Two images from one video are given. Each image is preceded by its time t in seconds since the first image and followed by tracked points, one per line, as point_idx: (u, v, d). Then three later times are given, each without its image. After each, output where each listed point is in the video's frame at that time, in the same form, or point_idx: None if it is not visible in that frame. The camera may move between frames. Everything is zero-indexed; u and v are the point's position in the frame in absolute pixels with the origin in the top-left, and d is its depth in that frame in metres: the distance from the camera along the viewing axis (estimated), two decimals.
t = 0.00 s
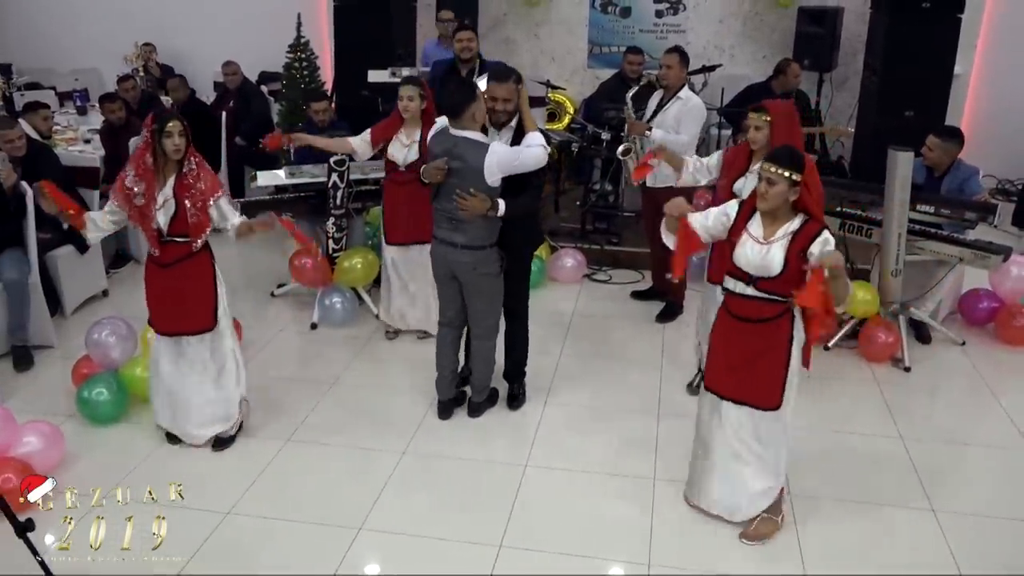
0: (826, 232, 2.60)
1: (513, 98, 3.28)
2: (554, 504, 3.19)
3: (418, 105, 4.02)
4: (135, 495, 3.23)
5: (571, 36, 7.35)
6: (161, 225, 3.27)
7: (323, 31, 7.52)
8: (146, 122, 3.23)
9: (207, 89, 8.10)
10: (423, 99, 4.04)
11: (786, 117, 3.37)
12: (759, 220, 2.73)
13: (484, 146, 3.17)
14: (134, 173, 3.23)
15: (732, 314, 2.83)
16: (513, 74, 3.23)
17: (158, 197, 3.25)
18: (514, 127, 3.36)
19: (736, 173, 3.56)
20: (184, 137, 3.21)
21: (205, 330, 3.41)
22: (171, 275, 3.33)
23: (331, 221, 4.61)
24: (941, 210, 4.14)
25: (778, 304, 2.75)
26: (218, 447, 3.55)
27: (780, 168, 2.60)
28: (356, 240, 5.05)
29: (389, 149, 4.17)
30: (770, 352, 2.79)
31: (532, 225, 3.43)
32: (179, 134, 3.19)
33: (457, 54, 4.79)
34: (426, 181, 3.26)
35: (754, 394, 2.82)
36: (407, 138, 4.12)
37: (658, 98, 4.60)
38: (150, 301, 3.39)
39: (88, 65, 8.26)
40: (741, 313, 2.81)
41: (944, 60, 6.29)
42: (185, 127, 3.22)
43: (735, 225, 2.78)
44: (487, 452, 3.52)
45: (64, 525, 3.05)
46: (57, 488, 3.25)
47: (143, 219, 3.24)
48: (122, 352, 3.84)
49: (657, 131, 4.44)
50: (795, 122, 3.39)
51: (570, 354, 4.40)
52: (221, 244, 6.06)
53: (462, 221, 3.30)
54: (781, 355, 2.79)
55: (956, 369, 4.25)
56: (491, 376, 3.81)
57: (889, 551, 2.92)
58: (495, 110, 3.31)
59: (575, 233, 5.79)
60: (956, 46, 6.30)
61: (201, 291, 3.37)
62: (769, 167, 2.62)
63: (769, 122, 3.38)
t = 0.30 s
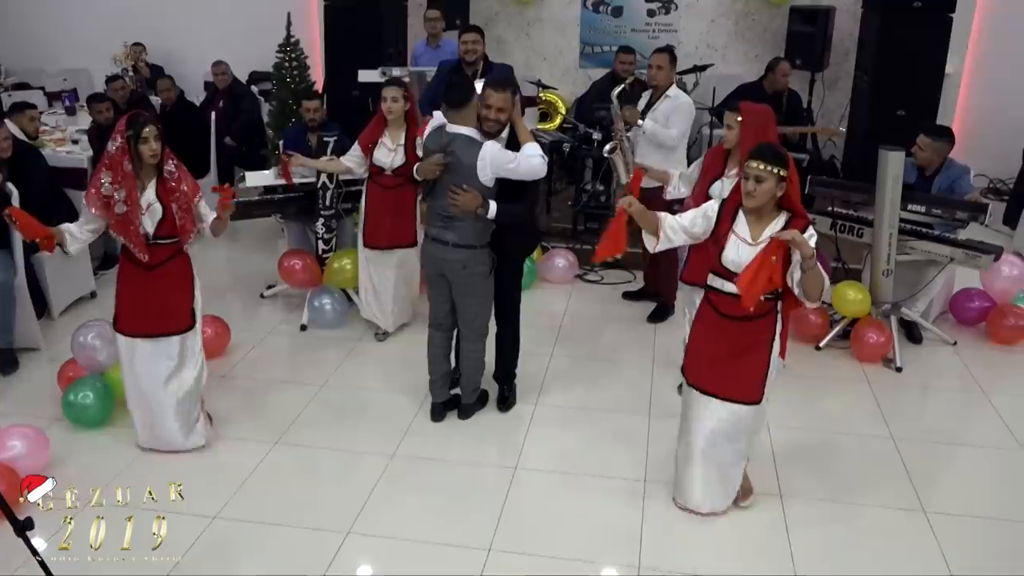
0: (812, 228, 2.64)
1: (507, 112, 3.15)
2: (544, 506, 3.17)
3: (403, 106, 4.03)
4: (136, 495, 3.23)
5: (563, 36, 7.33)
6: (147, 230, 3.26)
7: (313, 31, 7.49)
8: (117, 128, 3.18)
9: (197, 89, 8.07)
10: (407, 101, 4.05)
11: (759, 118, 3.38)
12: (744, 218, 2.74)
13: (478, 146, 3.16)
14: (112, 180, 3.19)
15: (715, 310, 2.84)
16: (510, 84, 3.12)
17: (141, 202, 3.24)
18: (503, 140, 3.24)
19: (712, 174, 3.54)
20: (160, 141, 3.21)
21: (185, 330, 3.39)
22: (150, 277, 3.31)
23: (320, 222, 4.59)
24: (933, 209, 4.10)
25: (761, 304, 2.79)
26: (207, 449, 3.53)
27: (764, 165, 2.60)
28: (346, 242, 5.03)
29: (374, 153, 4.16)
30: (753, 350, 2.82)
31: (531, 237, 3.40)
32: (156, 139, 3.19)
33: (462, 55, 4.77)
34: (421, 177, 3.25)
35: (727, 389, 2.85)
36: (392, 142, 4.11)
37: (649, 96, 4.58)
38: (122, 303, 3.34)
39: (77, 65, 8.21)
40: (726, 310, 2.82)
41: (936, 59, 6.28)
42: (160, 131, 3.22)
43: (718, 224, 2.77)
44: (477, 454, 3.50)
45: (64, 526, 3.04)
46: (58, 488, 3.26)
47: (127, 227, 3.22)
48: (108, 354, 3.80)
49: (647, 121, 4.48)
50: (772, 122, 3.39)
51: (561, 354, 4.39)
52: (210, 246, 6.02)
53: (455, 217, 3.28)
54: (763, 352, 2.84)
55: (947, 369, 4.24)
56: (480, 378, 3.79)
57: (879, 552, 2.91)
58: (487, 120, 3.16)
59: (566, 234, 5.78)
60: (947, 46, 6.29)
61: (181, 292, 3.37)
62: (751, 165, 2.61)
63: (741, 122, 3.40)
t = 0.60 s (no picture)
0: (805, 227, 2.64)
1: (482, 114, 3.10)
2: (528, 510, 3.13)
3: (390, 104, 4.00)
4: (136, 495, 3.21)
5: (549, 36, 7.30)
6: (127, 230, 3.21)
7: (297, 31, 7.43)
8: (91, 127, 3.12)
9: (180, 89, 7.99)
10: (394, 98, 4.02)
11: (750, 113, 3.28)
12: (737, 222, 2.68)
13: (464, 143, 3.10)
14: (89, 179, 3.13)
15: (716, 316, 2.77)
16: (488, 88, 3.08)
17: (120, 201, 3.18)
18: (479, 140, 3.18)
19: (703, 168, 3.52)
20: (136, 139, 3.16)
21: (171, 323, 3.44)
22: (137, 278, 3.29)
23: (302, 224, 4.54)
24: (918, 209, 4.09)
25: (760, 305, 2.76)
26: (187, 454, 3.47)
27: (761, 167, 2.58)
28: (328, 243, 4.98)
29: (363, 154, 4.10)
30: (758, 349, 2.81)
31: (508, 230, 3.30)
32: (131, 137, 3.13)
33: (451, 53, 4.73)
34: (406, 174, 3.16)
35: (733, 392, 2.83)
36: (381, 143, 4.07)
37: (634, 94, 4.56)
38: (107, 302, 3.30)
39: (59, 65, 8.13)
40: (728, 316, 2.76)
41: (921, 57, 6.28)
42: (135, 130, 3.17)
43: (713, 231, 2.67)
44: (460, 458, 3.46)
45: (65, 525, 3.03)
46: (58, 487, 3.25)
47: (106, 227, 3.16)
48: (85, 358, 3.74)
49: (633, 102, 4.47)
50: (761, 116, 3.30)
51: (546, 356, 4.35)
52: (192, 248, 5.97)
53: (437, 220, 3.24)
54: (767, 348, 2.84)
55: (932, 368, 4.23)
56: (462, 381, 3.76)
57: (863, 554, 2.89)
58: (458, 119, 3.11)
59: (552, 234, 5.75)
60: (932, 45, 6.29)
61: (167, 289, 3.39)
62: (750, 168, 2.58)
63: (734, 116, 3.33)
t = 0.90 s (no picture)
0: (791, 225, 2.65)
1: (440, 115, 3.07)
2: (506, 517, 3.09)
3: (374, 108, 3.93)
4: (136, 495, 3.20)
5: (530, 35, 7.25)
6: (101, 231, 3.14)
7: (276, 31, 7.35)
8: (55, 130, 3.04)
9: (156, 90, 7.89)
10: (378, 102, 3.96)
11: (736, 115, 3.29)
12: (724, 226, 2.63)
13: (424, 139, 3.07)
14: (58, 184, 3.04)
15: (711, 326, 2.68)
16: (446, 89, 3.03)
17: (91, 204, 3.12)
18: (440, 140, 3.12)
19: (689, 176, 3.50)
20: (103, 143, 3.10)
21: (144, 328, 3.36)
22: (111, 281, 3.21)
23: (277, 226, 4.49)
24: (898, 208, 4.07)
25: (757, 312, 2.70)
26: (160, 462, 3.41)
27: (754, 169, 2.55)
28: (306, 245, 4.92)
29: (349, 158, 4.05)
30: (753, 360, 2.74)
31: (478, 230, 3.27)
32: (99, 141, 3.07)
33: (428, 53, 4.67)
34: (372, 170, 3.09)
35: (725, 404, 2.74)
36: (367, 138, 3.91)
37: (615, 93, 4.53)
38: (79, 308, 3.21)
39: (34, 65, 8.02)
40: (725, 327, 2.67)
41: (902, 56, 6.27)
42: (102, 132, 3.11)
43: (702, 235, 2.60)
44: (439, 463, 3.41)
45: (64, 526, 3.03)
46: (58, 487, 3.24)
47: (79, 232, 3.08)
48: (53, 365, 3.66)
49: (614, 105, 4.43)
50: (745, 117, 3.30)
51: (526, 358, 4.31)
52: (169, 250, 5.89)
53: (409, 219, 3.15)
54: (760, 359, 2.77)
55: (913, 368, 4.22)
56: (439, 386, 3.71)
57: (844, 558, 2.85)
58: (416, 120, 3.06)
59: (532, 235, 5.71)
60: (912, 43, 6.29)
61: (140, 293, 3.31)
62: (743, 172, 2.54)
63: (722, 118, 3.29)
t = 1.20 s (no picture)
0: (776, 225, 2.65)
1: (398, 111, 3.01)
2: (481, 525, 3.03)
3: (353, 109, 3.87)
4: (136, 495, 3.19)
5: (508, 35, 7.19)
6: (69, 235, 3.05)
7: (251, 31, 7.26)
8: (15, 134, 2.96)
9: (129, 92, 7.77)
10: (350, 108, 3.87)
11: (723, 115, 3.15)
12: (710, 228, 2.59)
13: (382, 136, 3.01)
14: (21, 189, 2.96)
15: (703, 333, 2.63)
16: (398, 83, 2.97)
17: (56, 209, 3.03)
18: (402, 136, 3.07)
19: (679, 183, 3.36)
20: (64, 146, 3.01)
21: (122, 339, 3.23)
22: (80, 291, 3.11)
23: (249, 229, 4.40)
24: (876, 208, 4.05)
25: (747, 317, 2.66)
26: (127, 472, 3.33)
27: (741, 169, 2.51)
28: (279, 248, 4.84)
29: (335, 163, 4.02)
30: (748, 367, 2.68)
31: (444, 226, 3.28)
32: (59, 145, 2.97)
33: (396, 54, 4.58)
34: (332, 172, 3.00)
35: (720, 412, 2.67)
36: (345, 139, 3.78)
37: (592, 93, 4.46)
38: (48, 319, 3.12)
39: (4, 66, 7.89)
40: (717, 333, 2.63)
41: (880, 54, 6.26)
42: (63, 135, 3.02)
43: (688, 237, 2.55)
44: (415, 470, 3.35)
45: (64, 525, 3.02)
46: (58, 488, 3.23)
47: (44, 238, 2.99)
48: (16, 374, 3.57)
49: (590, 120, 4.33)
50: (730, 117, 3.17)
51: (504, 362, 4.25)
52: (141, 254, 5.79)
53: (379, 219, 3.08)
54: (756, 366, 2.71)
55: (893, 369, 4.19)
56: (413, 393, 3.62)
57: (824, 564, 2.81)
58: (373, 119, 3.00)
59: (511, 236, 5.65)
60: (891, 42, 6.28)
61: (114, 304, 3.20)
62: (732, 172, 2.50)
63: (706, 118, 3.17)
